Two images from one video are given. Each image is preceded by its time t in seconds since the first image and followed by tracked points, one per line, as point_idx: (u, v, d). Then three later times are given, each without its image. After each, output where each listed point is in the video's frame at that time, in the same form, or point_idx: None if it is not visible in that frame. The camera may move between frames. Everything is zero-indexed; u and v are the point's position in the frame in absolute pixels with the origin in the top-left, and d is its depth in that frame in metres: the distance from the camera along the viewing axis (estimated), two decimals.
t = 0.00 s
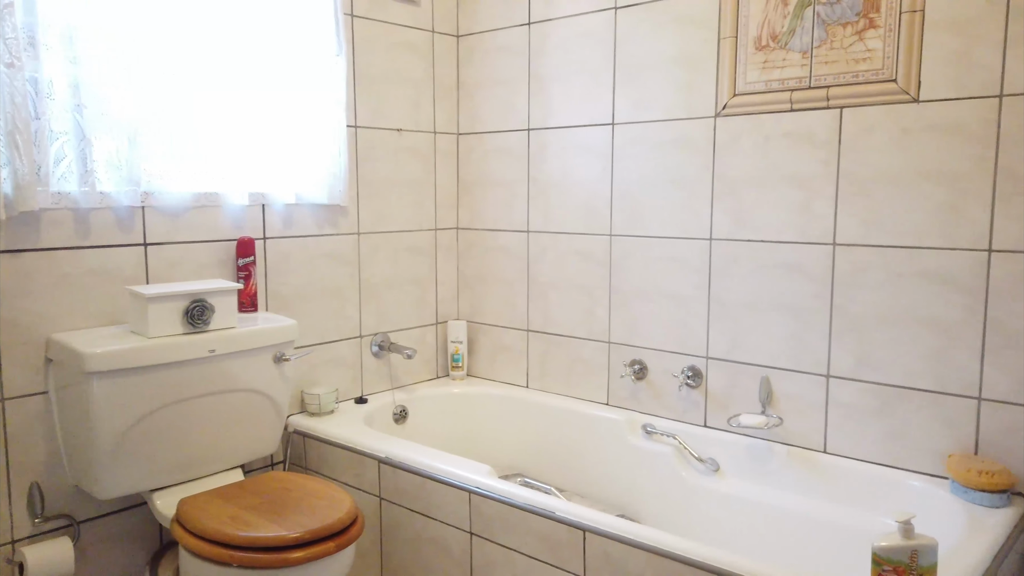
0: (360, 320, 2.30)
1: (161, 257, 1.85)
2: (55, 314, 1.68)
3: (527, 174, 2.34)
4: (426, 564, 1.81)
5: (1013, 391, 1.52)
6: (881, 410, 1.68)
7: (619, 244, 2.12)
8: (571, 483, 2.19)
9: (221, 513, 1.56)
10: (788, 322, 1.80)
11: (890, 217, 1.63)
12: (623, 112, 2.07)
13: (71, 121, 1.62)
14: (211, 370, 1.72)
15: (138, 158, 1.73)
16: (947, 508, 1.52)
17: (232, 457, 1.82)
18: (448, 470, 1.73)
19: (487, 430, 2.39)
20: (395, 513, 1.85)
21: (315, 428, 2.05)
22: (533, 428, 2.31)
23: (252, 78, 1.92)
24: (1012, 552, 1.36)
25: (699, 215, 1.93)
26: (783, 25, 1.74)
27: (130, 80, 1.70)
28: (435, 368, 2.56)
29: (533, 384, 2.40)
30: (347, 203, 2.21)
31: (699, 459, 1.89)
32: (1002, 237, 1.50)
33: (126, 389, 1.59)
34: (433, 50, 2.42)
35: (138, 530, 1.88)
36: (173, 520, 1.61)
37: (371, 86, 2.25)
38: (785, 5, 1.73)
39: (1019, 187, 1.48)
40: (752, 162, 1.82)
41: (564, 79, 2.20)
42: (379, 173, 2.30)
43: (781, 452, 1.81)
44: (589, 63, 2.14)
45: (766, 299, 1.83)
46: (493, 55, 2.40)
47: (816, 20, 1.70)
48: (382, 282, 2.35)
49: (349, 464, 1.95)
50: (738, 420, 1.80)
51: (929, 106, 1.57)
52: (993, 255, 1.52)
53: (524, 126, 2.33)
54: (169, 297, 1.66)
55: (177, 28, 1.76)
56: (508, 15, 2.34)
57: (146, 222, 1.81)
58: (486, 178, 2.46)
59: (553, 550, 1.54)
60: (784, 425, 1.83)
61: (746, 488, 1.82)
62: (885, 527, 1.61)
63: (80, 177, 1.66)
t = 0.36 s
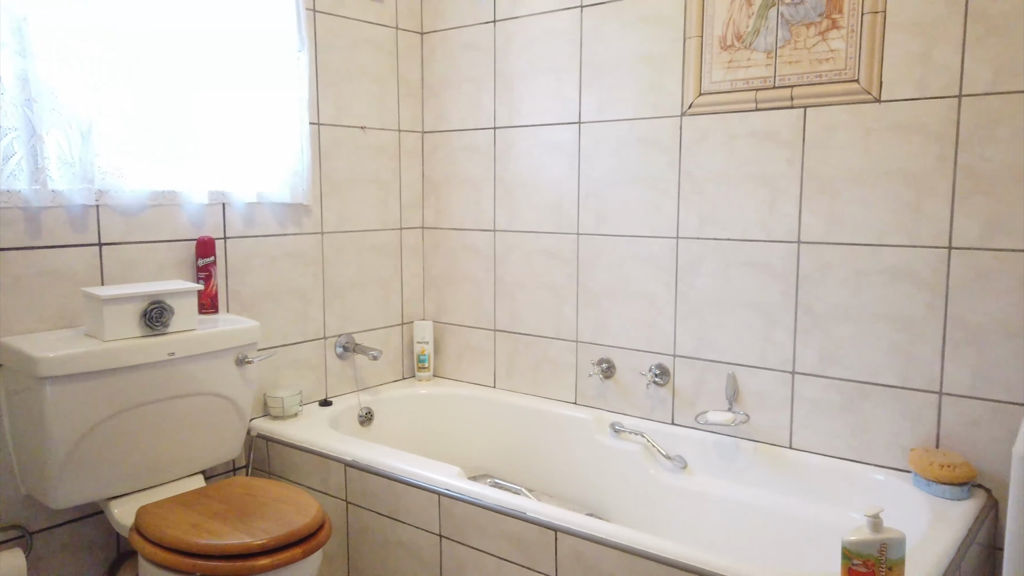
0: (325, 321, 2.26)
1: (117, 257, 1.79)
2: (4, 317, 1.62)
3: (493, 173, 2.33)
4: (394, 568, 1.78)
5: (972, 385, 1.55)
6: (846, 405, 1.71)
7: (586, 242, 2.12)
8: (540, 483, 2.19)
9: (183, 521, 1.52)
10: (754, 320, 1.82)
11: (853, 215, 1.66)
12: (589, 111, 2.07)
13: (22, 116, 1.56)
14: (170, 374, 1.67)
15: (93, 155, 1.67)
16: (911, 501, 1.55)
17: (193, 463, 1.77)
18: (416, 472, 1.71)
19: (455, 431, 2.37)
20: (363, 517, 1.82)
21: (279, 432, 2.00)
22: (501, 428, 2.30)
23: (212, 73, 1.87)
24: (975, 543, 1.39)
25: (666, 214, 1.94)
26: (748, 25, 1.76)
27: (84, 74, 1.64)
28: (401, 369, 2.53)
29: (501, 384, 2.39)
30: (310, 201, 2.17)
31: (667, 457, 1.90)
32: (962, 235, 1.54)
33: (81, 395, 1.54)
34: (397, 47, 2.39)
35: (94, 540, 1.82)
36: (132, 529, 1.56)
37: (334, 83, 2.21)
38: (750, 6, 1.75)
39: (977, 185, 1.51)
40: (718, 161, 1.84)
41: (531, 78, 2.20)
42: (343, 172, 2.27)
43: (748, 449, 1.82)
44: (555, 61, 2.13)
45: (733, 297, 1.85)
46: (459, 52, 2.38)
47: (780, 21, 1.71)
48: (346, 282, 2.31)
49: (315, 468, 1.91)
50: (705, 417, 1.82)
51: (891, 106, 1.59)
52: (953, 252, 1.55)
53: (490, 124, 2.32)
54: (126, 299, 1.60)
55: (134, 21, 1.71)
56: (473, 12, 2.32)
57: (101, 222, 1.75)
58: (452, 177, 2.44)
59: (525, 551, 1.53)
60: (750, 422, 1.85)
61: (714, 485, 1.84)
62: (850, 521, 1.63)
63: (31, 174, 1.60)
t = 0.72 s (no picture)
0: (289, 324, 2.23)
1: (72, 259, 1.73)
2: None
3: (460, 172, 2.31)
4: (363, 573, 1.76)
5: (932, 380, 1.59)
6: (810, 402, 1.74)
7: (554, 242, 2.12)
8: (509, 483, 2.18)
9: (145, 530, 1.47)
10: (721, 318, 1.84)
11: (817, 215, 1.69)
12: (556, 111, 2.07)
13: None
14: (130, 379, 1.63)
15: (46, 153, 1.61)
16: (874, 495, 1.59)
17: (153, 470, 1.72)
18: (385, 475, 1.69)
19: (423, 433, 2.35)
20: (330, 522, 1.79)
21: (243, 437, 1.96)
22: (470, 430, 2.28)
23: (170, 70, 1.82)
24: (937, 535, 1.43)
25: (633, 214, 1.95)
26: (713, 27, 1.78)
27: (37, 70, 1.58)
28: (367, 371, 2.50)
29: (469, 385, 2.37)
30: (273, 201, 2.13)
31: (635, 456, 1.91)
32: (922, 233, 1.58)
33: (36, 402, 1.48)
34: (361, 45, 2.36)
35: (51, 552, 1.76)
36: (90, 539, 1.51)
37: (297, 81, 2.18)
38: (715, 7, 1.77)
39: (936, 185, 1.55)
40: (684, 161, 1.85)
41: (497, 77, 2.19)
42: (307, 171, 2.23)
43: (716, 447, 1.84)
44: (522, 61, 2.13)
45: (700, 296, 1.86)
46: (424, 51, 2.36)
47: (745, 23, 1.74)
48: (310, 283, 2.27)
49: (280, 473, 1.88)
50: (673, 415, 1.83)
51: (853, 107, 1.63)
52: (913, 251, 1.59)
53: (457, 123, 2.31)
54: (83, 302, 1.55)
55: (88, 15, 1.66)
56: (439, 11, 2.31)
57: (55, 222, 1.69)
58: (418, 177, 2.42)
59: (496, 553, 1.52)
60: (717, 420, 1.87)
61: (682, 482, 1.85)
62: (815, 516, 1.66)
63: None
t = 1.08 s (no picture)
0: (249, 326, 2.18)
1: (22, 261, 1.67)
2: None
3: (423, 172, 2.30)
4: None
5: (889, 376, 1.63)
6: (772, 398, 1.77)
7: (518, 242, 2.12)
8: (475, 484, 2.17)
9: (101, 539, 1.43)
10: (684, 317, 1.86)
11: (778, 214, 1.72)
12: (520, 111, 2.07)
13: None
14: (82, 384, 1.57)
15: None
16: (835, 488, 1.62)
17: (108, 477, 1.67)
18: (350, 479, 1.66)
19: (387, 435, 2.33)
20: (294, 527, 1.76)
21: (203, 442, 1.92)
22: (435, 431, 2.27)
23: (123, 66, 1.77)
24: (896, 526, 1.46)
25: (597, 213, 1.96)
26: (675, 28, 1.79)
27: None
28: (330, 373, 2.47)
29: (433, 386, 2.36)
30: (232, 201, 2.09)
31: (601, 454, 1.92)
32: (879, 232, 1.61)
33: None
34: (321, 43, 2.33)
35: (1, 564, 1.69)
36: (43, 550, 1.46)
37: (256, 78, 2.14)
38: (677, 9, 1.79)
39: (893, 185, 1.59)
40: (648, 161, 1.87)
41: (460, 77, 2.18)
42: (267, 170, 2.19)
43: (680, 443, 1.86)
44: (485, 60, 2.12)
45: (663, 294, 1.88)
46: (386, 49, 2.33)
47: (706, 24, 1.76)
48: (271, 284, 2.23)
49: (242, 479, 1.84)
50: (638, 413, 1.85)
51: (812, 108, 1.66)
52: (871, 249, 1.62)
53: (420, 122, 2.29)
54: (34, 304, 1.50)
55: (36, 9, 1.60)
56: (400, 9, 2.29)
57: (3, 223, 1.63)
58: (380, 177, 2.39)
59: (464, 554, 1.51)
60: (682, 417, 1.89)
61: (647, 480, 1.87)
62: (777, 510, 1.69)
63: None
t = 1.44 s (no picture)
0: (206, 328, 2.14)
1: None
2: None
3: (385, 171, 2.28)
4: None
5: (846, 371, 1.67)
6: (733, 395, 1.79)
7: (481, 242, 2.11)
8: (439, 485, 2.16)
9: (53, 550, 1.38)
10: (647, 315, 1.87)
11: (738, 214, 1.74)
12: (482, 110, 2.06)
13: None
14: (30, 390, 1.52)
15: None
16: (794, 483, 1.65)
17: (60, 486, 1.62)
18: (314, 483, 1.64)
19: (349, 438, 2.30)
20: (255, 533, 1.73)
21: (159, 447, 1.87)
22: (398, 433, 2.25)
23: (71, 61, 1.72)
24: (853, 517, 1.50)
25: (560, 213, 1.97)
26: (636, 29, 1.81)
27: None
28: (290, 376, 2.43)
29: (396, 387, 2.34)
30: (188, 200, 2.04)
31: (565, 453, 1.93)
32: (836, 231, 1.65)
33: None
34: (279, 41, 2.29)
35: None
36: None
37: (212, 75, 2.09)
38: (638, 10, 1.80)
39: (849, 185, 1.63)
40: (610, 161, 1.88)
41: (422, 76, 2.16)
42: (224, 169, 2.15)
43: (643, 441, 1.88)
44: (447, 59, 2.11)
45: (626, 293, 1.89)
46: (346, 47, 2.31)
47: (667, 25, 1.78)
48: (229, 286, 2.19)
49: (200, 485, 1.80)
50: (602, 411, 1.86)
51: (770, 109, 1.69)
52: (828, 248, 1.66)
53: (381, 121, 2.27)
54: None
55: None
56: (360, 7, 2.26)
57: None
58: (341, 176, 2.36)
59: (430, 556, 1.50)
60: (645, 415, 1.91)
61: (611, 478, 1.88)
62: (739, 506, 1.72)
63: None
